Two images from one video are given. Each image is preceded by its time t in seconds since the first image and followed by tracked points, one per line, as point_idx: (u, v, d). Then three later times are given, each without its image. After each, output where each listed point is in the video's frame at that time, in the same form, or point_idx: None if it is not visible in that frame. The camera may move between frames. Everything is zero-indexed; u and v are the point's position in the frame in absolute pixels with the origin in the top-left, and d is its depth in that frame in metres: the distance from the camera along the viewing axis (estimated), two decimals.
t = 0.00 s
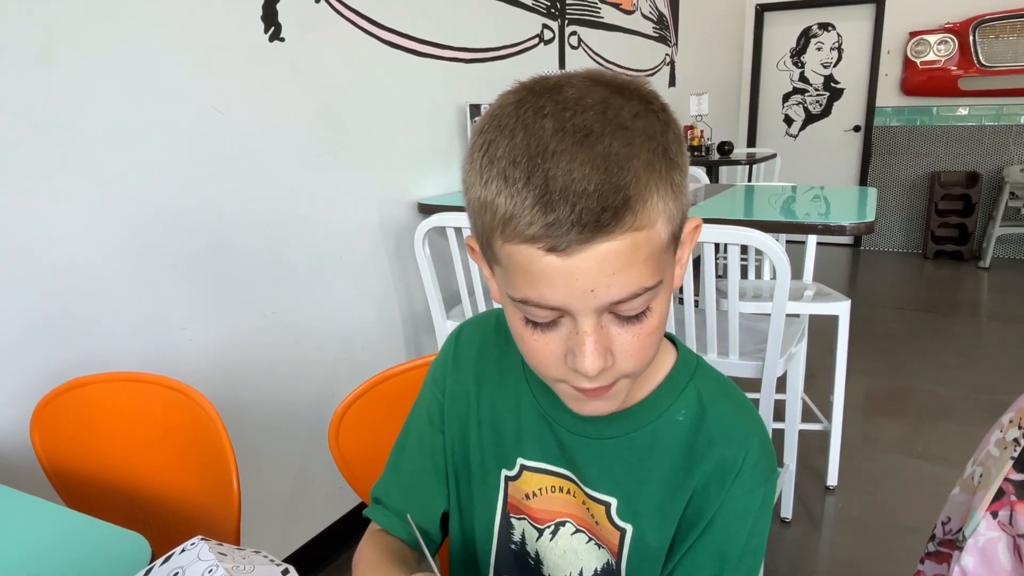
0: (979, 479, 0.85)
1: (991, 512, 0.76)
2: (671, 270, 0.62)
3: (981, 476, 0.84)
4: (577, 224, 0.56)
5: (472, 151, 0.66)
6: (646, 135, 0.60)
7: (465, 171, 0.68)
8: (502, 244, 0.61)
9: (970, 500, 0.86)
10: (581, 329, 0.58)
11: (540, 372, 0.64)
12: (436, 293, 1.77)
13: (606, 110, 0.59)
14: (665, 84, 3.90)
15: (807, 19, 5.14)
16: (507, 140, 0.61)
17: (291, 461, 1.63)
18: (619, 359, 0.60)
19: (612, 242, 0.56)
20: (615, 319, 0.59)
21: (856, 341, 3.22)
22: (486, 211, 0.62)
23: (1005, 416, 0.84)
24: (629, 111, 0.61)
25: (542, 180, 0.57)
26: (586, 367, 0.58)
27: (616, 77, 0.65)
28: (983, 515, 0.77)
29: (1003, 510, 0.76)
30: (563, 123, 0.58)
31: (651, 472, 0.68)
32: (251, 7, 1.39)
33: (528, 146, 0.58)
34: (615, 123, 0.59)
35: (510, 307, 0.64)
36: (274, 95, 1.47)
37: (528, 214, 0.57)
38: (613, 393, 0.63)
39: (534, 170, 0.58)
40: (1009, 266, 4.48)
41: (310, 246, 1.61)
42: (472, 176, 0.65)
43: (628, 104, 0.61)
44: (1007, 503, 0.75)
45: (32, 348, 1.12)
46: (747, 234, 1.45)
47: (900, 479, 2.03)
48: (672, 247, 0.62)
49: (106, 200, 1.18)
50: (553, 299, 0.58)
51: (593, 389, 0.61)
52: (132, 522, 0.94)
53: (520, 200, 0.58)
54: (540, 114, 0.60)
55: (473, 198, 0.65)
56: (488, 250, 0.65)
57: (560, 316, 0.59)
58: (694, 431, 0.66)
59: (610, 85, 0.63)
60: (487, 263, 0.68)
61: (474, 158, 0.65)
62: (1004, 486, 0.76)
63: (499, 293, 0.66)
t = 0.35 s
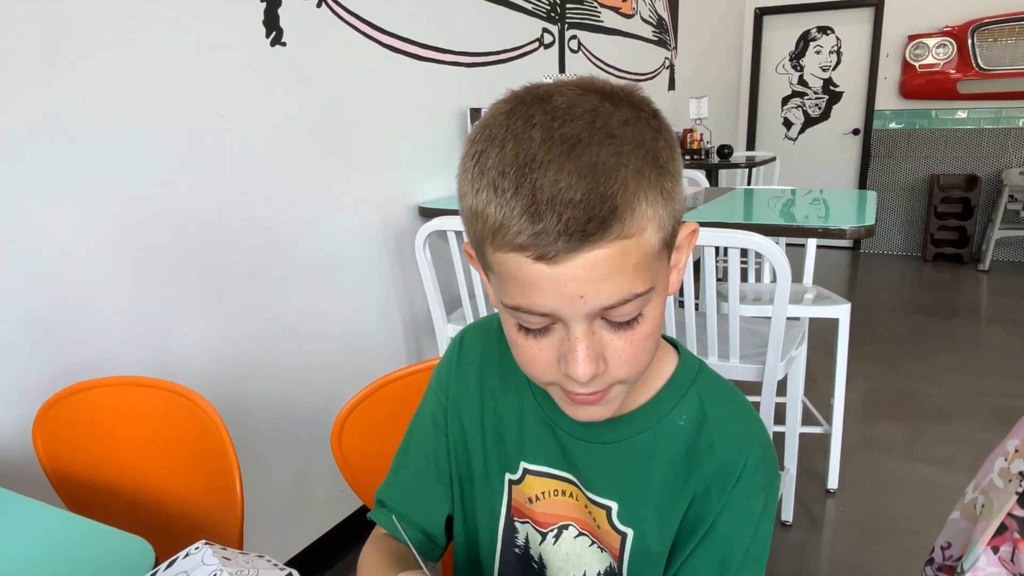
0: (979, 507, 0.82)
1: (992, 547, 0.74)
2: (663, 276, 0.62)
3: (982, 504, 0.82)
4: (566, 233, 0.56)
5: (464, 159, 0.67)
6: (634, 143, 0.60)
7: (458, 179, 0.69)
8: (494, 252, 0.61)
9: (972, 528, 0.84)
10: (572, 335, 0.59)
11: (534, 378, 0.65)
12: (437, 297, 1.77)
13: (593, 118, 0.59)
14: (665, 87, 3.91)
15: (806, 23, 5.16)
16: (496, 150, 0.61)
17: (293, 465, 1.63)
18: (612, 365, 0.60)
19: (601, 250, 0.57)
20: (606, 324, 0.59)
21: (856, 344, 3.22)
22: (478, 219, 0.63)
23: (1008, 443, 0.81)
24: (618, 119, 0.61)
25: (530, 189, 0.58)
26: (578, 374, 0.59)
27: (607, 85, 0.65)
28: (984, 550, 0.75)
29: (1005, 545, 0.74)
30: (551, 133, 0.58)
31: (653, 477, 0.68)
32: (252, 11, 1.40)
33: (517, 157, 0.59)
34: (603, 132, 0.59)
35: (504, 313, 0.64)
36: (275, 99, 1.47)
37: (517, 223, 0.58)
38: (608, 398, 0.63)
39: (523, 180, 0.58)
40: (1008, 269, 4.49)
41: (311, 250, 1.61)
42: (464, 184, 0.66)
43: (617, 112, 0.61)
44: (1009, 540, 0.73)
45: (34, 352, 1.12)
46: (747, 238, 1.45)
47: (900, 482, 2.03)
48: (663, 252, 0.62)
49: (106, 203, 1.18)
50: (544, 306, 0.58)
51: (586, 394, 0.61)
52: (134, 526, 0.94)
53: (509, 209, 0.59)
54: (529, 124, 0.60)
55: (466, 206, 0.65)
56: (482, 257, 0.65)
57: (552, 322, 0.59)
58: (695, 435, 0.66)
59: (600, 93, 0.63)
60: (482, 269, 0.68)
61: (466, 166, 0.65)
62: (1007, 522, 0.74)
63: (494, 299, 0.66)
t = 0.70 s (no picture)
0: (981, 523, 0.77)
1: (995, 566, 0.68)
2: (656, 234, 0.65)
3: (983, 519, 0.76)
4: (558, 177, 0.60)
5: (451, 160, 0.71)
6: (612, 108, 0.65)
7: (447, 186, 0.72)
8: (488, 219, 0.64)
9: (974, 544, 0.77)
10: (575, 285, 0.60)
11: (536, 361, 0.64)
12: (436, 297, 1.76)
13: (571, 89, 0.65)
14: (665, 88, 3.92)
15: (805, 24, 5.16)
16: (483, 127, 0.66)
17: (292, 466, 1.63)
18: (618, 317, 0.61)
19: (594, 191, 0.60)
20: (606, 274, 0.60)
21: (855, 344, 3.22)
22: (471, 196, 0.66)
23: (1014, 456, 0.75)
24: (595, 92, 0.67)
25: (522, 147, 0.62)
26: (585, 324, 0.60)
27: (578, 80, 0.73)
28: (987, 568, 0.69)
29: (1007, 565, 0.68)
30: (537, 101, 0.64)
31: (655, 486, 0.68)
32: (252, 12, 1.40)
33: (506, 125, 0.64)
34: (581, 98, 0.65)
35: (502, 292, 0.65)
36: (275, 100, 1.47)
37: (510, 178, 0.61)
38: (618, 376, 0.63)
39: (514, 140, 0.62)
40: (1007, 269, 4.50)
41: (311, 251, 1.61)
42: (454, 179, 0.69)
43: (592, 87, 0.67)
44: (1013, 559, 0.67)
45: (34, 353, 1.12)
46: (747, 239, 1.45)
47: (900, 483, 2.03)
48: (654, 214, 0.65)
49: (106, 204, 1.18)
50: (544, 259, 0.60)
51: (595, 354, 0.61)
52: (135, 527, 0.94)
53: (503, 169, 0.62)
54: (511, 101, 0.66)
55: (457, 198, 0.68)
56: (477, 244, 0.67)
57: (553, 278, 0.61)
58: (697, 442, 0.66)
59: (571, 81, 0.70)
60: (477, 266, 0.70)
61: (453, 161, 0.69)
62: (1011, 539, 0.68)
63: (490, 285, 0.68)
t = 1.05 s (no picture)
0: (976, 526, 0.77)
1: (990, 570, 0.69)
2: (625, 249, 0.65)
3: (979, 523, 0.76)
4: (517, 197, 0.60)
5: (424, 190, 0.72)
6: (571, 126, 0.66)
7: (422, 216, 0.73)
8: (456, 244, 0.65)
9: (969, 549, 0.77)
10: (542, 305, 0.60)
11: (517, 381, 0.65)
12: (435, 301, 1.77)
13: (529, 111, 0.67)
14: (663, 91, 3.93)
15: (802, 27, 5.17)
16: (446, 153, 0.67)
17: (290, 470, 1.63)
18: (588, 335, 0.60)
19: (553, 210, 0.60)
20: (574, 293, 0.60)
21: (853, 347, 3.23)
22: (440, 222, 0.67)
23: (1009, 462, 0.76)
24: (554, 112, 0.68)
25: (481, 172, 0.63)
26: (555, 343, 0.59)
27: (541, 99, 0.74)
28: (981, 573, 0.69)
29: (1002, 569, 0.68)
30: (494, 125, 0.65)
31: (645, 499, 0.68)
32: (252, 16, 1.40)
33: (466, 151, 0.65)
34: (539, 119, 0.66)
35: (477, 318, 0.66)
36: (274, 104, 1.48)
37: (470, 202, 0.62)
38: (594, 395, 0.62)
39: (474, 165, 0.64)
40: (1004, 271, 4.51)
41: (310, 254, 1.62)
42: (426, 208, 0.70)
43: (550, 107, 0.68)
44: (1007, 563, 0.67)
45: (34, 357, 1.12)
46: (745, 242, 1.46)
47: (898, 485, 2.04)
48: (622, 228, 0.65)
49: (105, 208, 1.18)
50: (510, 282, 0.60)
51: (566, 375, 0.61)
52: (132, 529, 0.94)
53: (466, 194, 0.63)
54: (471, 126, 0.67)
55: (430, 225, 0.69)
56: (451, 270, 0.68)
57: (521, 300, 0.61)
58: (688, 456, 0.66)
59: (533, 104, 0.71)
60: (455, 293, 0.70)
61: (424, 189, 0.71)
62: (1007, 544, 0.68)
63: (466, 308, 0.68)
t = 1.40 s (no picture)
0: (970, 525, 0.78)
1: (986, 570, 0.70)
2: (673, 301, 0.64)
3: (972, 523, 0.77)
4: (601, 282, 0.56)
5: (465, 205, 0.63)
6: (650, 179, 0.59)
7: (458, 229, 0.64)
8: (518, 304, 0.59)
9: (965, 550, 0.77)
10: (598, 378, 0.60)
11: (550, 419, 0.65)
12: (432, 305, 1.77)
13: (609, 158, 0.58)
14: (659, 96, 3.94)
15: (798, 32, 5.19)
16: (510, 194, 0.57)
17: (287, 475, 1.62)
18: (636, 400, 0.61)
19: (631, 294, 0.57)
20: (631, 365, 0.60)
21: (849, 350, 3.23)
22: (496, 270, 0.60)
23: (1003, 463, 0.76)
24: (631, 155, 0.59)
25: (559, 239, 0.55)
26: (611, 417, 0.60)
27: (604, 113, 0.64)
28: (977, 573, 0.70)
29: (998, 569, 0.69)
30: (572, 176, 0.56)
31: (645, 498, 0.68)
32: (248, 21, 1.40)
33: (539, 204, 0.56)
34: (622, 171, 0.57)
35: (519, 360, 0.64)
36: (270, 108, 1.48)
37: (545, 273, 0.56)
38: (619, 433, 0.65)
39: (551, 230, 0.55)
40: (999, 275, 4.53)
41: (307, 259, 1.62)
42: (470, 234, 0.62)
43: (627, 149, 0.59)
44: (1003, 564, 0.68)
45: (30, 362, 1.12)
46: (741, 246, 1.46)
47: (894, 488, 2.04)
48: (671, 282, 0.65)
49: (100, 213, 1.18)
50: (573, 353, 0.59)
51: (605, 431, 0.63)
52: (130, 535, 0.93)
53: (537, 259, 0.56)
54: (544, 166, 0.57)
55: (477, 259, 0.62)
56: (496, 309, 0.63)
57: (577, 367, 0.60)
58: (687, 456, 0.66)
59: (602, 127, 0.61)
60: (489, 321, 0.66)
61: (471, 215, 0.61)
62: (1001, 544, 0.69)
63: (504, 344, 0.65)
